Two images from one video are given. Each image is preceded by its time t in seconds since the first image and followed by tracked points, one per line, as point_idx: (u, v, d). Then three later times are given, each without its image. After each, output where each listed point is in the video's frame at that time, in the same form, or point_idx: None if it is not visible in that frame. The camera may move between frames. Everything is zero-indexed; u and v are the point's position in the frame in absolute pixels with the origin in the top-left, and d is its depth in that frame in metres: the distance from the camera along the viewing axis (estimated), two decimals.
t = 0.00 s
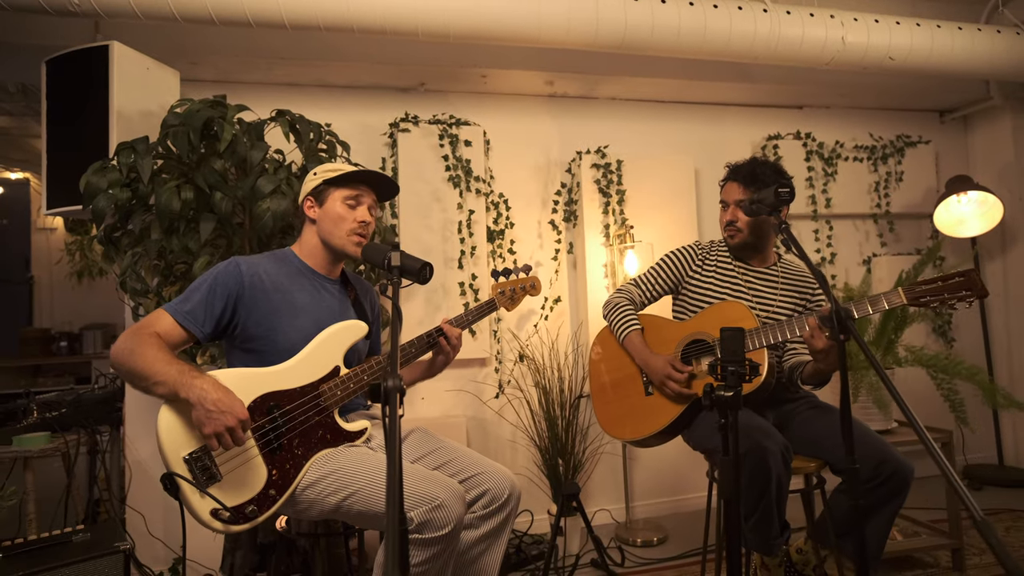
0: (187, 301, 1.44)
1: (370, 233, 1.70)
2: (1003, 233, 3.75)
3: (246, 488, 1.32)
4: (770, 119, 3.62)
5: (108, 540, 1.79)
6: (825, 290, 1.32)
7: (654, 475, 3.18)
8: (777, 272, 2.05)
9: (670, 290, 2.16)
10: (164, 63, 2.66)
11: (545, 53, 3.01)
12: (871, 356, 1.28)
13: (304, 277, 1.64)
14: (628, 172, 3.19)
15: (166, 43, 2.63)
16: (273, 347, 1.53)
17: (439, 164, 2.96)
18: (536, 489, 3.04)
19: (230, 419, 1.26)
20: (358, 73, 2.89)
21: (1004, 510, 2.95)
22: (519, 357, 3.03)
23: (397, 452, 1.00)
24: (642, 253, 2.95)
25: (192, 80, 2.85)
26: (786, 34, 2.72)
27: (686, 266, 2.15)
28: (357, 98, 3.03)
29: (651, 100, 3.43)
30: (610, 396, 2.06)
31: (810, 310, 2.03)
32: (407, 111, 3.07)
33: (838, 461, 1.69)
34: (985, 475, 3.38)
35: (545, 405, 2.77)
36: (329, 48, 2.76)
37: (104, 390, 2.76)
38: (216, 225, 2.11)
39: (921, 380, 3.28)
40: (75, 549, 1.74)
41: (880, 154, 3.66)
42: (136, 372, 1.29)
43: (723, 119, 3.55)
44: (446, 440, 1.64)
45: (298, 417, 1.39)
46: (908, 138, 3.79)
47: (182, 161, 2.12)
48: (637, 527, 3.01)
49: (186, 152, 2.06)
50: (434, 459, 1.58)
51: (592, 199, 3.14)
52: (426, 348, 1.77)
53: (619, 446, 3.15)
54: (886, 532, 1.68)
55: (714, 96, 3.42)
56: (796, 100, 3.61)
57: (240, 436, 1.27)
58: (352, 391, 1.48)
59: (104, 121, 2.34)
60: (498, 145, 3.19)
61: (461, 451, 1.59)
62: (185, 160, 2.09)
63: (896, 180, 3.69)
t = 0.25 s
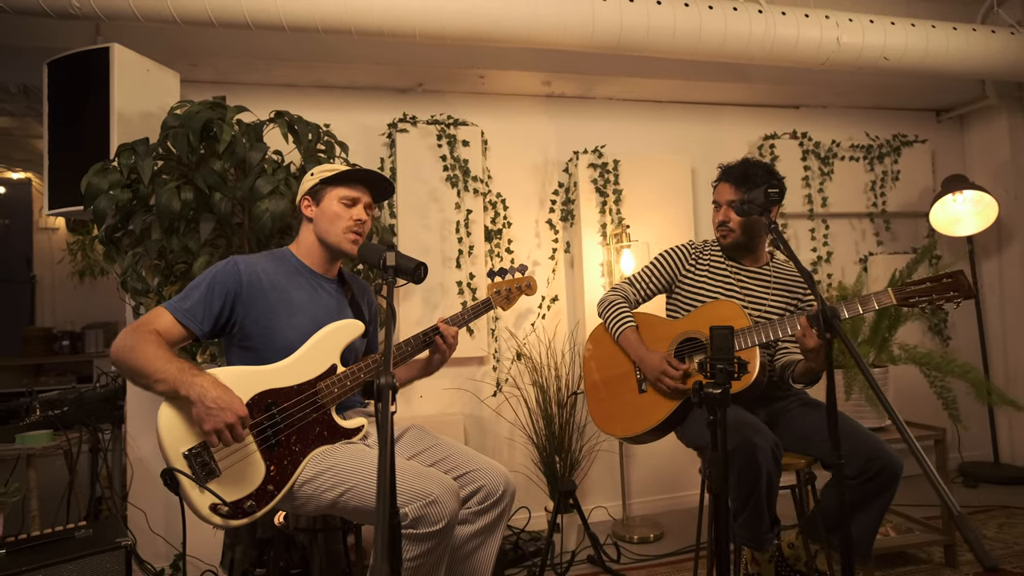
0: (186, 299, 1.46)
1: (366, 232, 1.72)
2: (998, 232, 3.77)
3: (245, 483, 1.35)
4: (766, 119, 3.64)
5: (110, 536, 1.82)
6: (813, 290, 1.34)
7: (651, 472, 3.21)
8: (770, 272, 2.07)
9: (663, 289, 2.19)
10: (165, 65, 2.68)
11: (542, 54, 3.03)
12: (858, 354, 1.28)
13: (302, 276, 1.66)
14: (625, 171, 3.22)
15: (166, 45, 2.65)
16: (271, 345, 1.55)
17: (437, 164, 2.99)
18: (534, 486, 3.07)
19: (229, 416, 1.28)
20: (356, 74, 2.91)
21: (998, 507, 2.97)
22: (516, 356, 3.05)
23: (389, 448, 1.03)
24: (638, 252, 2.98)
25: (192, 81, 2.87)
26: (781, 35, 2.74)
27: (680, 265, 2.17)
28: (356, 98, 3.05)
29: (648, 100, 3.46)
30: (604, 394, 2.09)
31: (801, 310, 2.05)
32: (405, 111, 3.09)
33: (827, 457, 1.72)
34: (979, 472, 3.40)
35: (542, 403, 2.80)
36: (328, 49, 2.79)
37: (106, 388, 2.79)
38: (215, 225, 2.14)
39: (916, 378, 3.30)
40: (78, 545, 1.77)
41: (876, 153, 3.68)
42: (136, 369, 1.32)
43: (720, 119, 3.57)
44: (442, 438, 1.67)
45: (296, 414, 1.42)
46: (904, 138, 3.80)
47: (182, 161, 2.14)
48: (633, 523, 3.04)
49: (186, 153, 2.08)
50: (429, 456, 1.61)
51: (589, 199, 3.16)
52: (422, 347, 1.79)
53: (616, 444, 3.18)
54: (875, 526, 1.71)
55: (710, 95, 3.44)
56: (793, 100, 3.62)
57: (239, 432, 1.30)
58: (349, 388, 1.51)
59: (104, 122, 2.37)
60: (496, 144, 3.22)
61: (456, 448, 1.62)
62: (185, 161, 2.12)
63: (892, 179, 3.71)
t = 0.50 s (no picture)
0: (183, 297, 1.49)
1: (359, 232, 1.75)
2: (988, 234, 3.81)
3: (241, 480, 1.37)
4: (758, 122, 3.68)
5: (108, 534, 1.85)
6: (796, 291, 1.37)
7: (644, 472, 3.24)
8: (757, 273, 2.10)
9: (653, 290, 2.22)
10: (161, 68, 2.71)
11: (536, 58, 3.07)
12: (838, 355, 1.32)
13: (298, 276, 1.69)
14: (618, 174, 3.25)
15: (163, 48, 2.68)
16: (266, 344, 1.58)
17: (432, 166, 3.02)
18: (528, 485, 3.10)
19: (225, 415, 1.31)
20: (352, 78, 2.94)
21: (985, 505, 3.01)
22: (510, 356, 3.09)
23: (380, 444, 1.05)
24: (631, 254, 3.02)
25: (188, 84, 2.90)
26: (771, 40, 2.78)
27: (670, 267, 2.21)
28: (351, 101, 3.08)
29: (641, 103, 3.49)
30: (595, 392, 2.12)
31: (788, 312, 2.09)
32: (400, 114, 3.12)
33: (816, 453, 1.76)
34: (968, 471, 3.44)
35: (535, 403, 2.82)
36: (323, 53, 2.81)
37: (103, 388, 2.81)
38: (211, 227, 2.16)
39: (905, 378, 3.35)
40: (75, 542, 1.79)
41: (867, 156, 3.72)
42: (133, 367, 1.34)
43: (713, 122, 3.60)
44: (434, 437, 1.70)
45: (290, 412, 1.45)
46: (895, 141, 3.85)
47: (178, 164, 2.16)
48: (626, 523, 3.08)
49: (183, 156, 2.11)
50: (422, 455, 1.64)
51: (583, 201, 3.20)
52: (415, 348, 1.82)
53: (609, 443, 3.21)
54: (859, 525, 1.74)
55: (703, 99, 3.47)
56: (784, 103, 3.66)
57: (235, 431, 1.33)
58: (344, 387, 1.54)
59: (102, 125, 2.39)
60: (490, 147, 3.25)
61: (448, 446, 1.65)
62: (182, 163, 2.14)
63: (882, 182, 3.75)
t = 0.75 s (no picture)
0: (184, 291, 1.52)
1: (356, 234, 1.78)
2: (980, 233, 3.85)
3: (241, 471, 1.41)
4: (753, 121, 3.71)
5: (109, 526, 1.88)
6: (782, 288, 1.41)
7: (639, 468, 3.28)
8: (748, 271, 2.14)
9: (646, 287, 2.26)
10: (161, 67, 2.74)
11: (533, 58, 3.10)
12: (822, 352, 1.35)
13: (297, 273, 1.72)
14: (614, 173, 3.29)
15: (162, 48, 2.71)
16: (265, 338, 1.61)
17: (429, 165, 3.05)
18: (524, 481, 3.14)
19: (227, 408, 1.34)
20: (350, 77, 2.97)
21: (974, 500, 3.06)
22: (507, 353, 3.12)
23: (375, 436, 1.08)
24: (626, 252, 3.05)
25: (187, 83, 2.92)
26: (764, 40, 2.81)
27: (662, 265, 2.25)
28: (350, 100, 3.11)
29: (637, 103, 3.52)
30: (589, 388, 2.16)
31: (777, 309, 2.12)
32: (398, 113, 3.15)
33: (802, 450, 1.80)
34: (959, 468, 3.49)
35: (531, 400, 2.86)
36: (322, 53, 2.84)
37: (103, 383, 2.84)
38: (211, 225, 2.19)
39: (897, 375, 3.38)
40: (78, 534, 1.83)
41: (861, 156, 3.75)
42: (135, 360, 1.38)
43: (708, 121, 3.64)
44: (430, 431, 1.74)
45: (289, 405, 1.48)
46: (889, 140, 3.88)
47: (178, 163, 2.19)
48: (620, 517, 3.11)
49: (183, 154, 2.14)
50: (418, 448, 1.68)
51: (579, 200, 3.23)
52: (411, 344, 1.85)
53: (604, 439, 3.25)
54: (843, 519, 1.78)
55: (698, 99, 3.51)
56: (779, 103, 3.70)
57: (237, 423, 1.36)
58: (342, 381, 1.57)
59: (102, 123, 2.42)
60: (487, 146, 3.28)
61: (443, 440, 1.69)
62: (182, 162, 2.17)
63: (876, 181, 3.78)
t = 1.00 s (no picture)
0: (189, 287, 1.55)
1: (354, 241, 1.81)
2: (973, 230, 3.88)
3: (246, 463, 1.44)
4: (749, 120, 3.74)
5: (113, 519, 1.91)
6: (772, 285, 1.45)
7: (636, 463, 3.32)
8: (740, 268, 2.17)
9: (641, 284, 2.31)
10: (162, 67, 2.76)
11: (530, 57, 3.13)
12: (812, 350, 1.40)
13: (298, 271, 1.76)
14: (611, 171, 3.32)
15: (163, 48, 2.73)
16: (269, 333, 1.65)
17: (427, 163, 3.08)
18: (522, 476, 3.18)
19: (235, 401, 1.38)
20: (349, 76, 2.99)
21: (967, 494, 3.10)
22: (505, 350, 3.16)
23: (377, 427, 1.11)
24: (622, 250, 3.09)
25: (187, 82, 2.95)
26: (759, 40, 2.84)
27: (656, 262, 2.29)
28: (349, 99, 3.14)
29: (634, 101, 3.55)
30: (585, 384, 2.19)
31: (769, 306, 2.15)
32: (396, 112, 3.18)
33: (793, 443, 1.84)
34: (952, 462, 3.52)
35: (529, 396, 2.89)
36: (321, 53, 2.87)
37: (105, 380, 2.87)
38: (213, 224, 2.22)
39: (891, 371, 3.42)
40: (83, 527, 1.86)
41: (856, 154, 3.79)
42: (142, 353, 1.40)
43: (704, 120, 3.67)
44: (429, 425, 1.78)
45: (292, 399, 1.51)
46: (883, 138, 3.91)
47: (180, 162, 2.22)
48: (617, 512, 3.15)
49: (185, 154, 2.17)
50: (416, 441, 1.71)
51: (576, 198, 3.26)
52: (411, 342, 1.89)
53: (602, 435, 3.29)
54: (833, 510, 1.82)
55: (694, 97, 3.54)
56: (775, 101, 3.73)
57: (244, 416, 1.40)
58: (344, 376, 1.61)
59: (104, 123, 2.45)
60: (485, 145, 3.31)
61: (442, 433, 1.73)
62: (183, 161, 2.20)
63: (871, 178, 3.82)
